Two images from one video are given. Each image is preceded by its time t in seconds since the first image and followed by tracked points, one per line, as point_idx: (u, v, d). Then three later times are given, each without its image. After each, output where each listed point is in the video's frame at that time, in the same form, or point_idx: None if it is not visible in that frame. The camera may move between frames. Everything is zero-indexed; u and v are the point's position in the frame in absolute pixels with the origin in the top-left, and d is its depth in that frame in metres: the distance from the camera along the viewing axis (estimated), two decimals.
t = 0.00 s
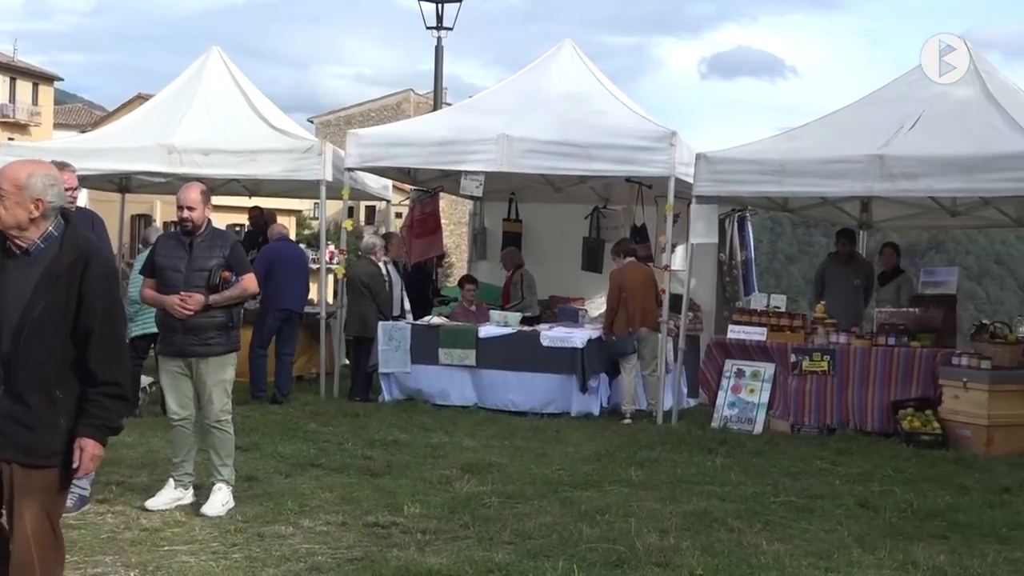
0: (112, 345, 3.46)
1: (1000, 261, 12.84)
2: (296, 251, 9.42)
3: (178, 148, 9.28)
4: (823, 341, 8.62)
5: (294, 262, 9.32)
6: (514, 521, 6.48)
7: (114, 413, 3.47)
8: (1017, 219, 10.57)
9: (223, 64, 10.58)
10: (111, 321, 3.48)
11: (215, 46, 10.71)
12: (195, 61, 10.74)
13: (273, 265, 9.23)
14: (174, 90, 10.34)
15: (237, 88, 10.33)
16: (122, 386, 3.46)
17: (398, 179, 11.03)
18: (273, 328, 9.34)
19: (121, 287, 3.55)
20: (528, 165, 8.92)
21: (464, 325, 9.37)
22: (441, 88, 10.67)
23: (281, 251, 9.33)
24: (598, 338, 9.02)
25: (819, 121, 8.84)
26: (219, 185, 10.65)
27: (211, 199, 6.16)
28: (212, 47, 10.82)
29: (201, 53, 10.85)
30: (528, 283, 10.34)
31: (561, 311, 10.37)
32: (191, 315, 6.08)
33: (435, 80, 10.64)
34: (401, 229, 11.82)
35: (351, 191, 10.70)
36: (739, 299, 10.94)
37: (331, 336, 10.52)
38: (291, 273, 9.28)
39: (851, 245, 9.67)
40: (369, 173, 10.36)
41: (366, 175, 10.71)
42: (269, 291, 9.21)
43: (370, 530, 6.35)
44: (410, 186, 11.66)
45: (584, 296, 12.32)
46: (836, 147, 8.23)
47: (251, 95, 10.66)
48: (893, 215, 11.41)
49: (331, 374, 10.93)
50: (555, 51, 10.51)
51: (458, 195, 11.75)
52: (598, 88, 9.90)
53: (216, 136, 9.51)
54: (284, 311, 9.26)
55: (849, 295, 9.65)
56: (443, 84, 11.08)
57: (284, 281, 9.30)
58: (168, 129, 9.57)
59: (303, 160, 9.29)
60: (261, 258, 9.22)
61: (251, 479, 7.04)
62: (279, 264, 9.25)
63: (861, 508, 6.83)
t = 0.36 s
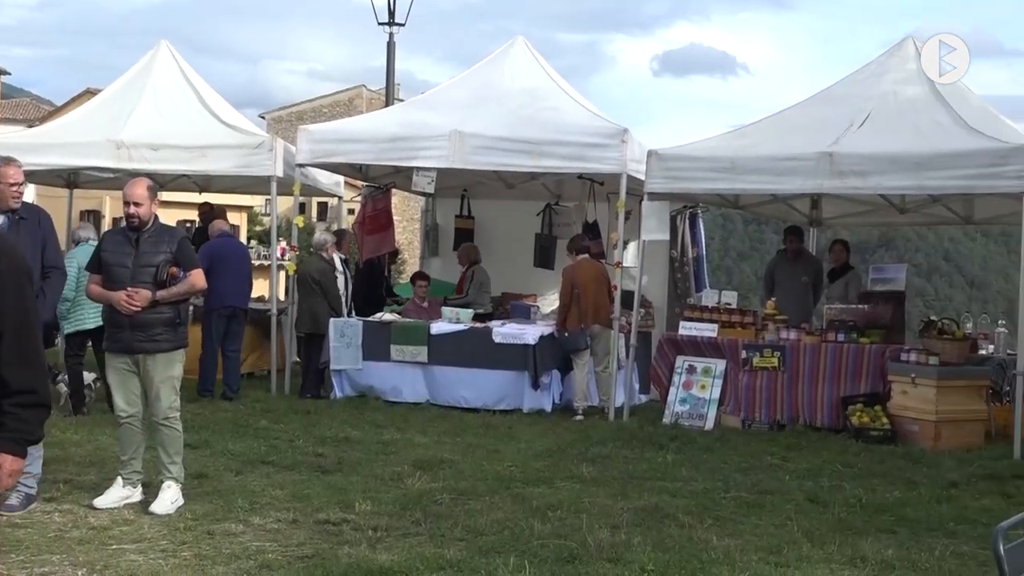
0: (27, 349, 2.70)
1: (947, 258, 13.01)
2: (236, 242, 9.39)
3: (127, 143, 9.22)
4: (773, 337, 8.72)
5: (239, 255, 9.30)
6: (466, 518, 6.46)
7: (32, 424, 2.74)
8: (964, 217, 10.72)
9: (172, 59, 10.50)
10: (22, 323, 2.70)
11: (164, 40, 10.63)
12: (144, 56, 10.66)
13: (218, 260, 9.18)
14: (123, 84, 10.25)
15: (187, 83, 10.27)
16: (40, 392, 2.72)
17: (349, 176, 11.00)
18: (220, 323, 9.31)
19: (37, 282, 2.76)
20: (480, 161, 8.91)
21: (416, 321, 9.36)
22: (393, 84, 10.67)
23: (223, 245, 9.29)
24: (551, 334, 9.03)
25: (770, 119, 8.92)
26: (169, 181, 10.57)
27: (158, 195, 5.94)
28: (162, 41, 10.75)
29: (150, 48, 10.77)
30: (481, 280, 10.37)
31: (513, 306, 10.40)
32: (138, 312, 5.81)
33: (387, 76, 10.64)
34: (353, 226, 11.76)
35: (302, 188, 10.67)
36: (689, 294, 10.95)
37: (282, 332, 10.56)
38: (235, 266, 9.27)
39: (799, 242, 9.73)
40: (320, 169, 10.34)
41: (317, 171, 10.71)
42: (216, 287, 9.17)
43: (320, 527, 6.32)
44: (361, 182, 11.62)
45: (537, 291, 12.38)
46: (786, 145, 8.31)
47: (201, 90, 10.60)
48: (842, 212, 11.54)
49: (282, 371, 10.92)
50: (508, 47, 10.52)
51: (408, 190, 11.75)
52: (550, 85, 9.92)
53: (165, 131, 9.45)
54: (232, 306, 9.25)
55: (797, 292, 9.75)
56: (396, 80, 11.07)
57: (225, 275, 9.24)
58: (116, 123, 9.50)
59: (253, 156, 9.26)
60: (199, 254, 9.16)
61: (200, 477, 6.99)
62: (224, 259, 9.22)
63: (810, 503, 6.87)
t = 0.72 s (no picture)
0: None
1: (913, 254, 13.10)
2: (194, 239, 9.36)
3: (92, 141, 9.16)
4: (741, 334, 8.75)
5: (201, 252, 9.30)
6: (435, 515, 6.45)
7: None
8: (930, 212, 10.81)
9: (138, 55, 10.44)
10: None
11: (129, 37, 10.57)
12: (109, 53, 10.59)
13: (179, 259, 9.14)
14: (88, 81, 10.19)
15: (153, 79, 10.22)
16: None
17: (317, 173, 10.98)
18: (181, 323, 9.28)
19: None
20: (448, 158, 8.92)
21: (384, 318, 9.36)
22: (360, 81, 10.66)
23: (182, 243, 9.25)
24: (520, 331, 9.04)
25: (737, 116, 8.96)
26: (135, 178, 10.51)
27: (123, 189, 5.84)
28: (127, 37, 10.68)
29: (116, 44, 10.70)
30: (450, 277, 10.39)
31: (481, 304, 10.42)
32: (103, 310, 5.75)
33: (354, 74, 10.63)
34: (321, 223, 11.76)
35: (270, 185, 10.64)
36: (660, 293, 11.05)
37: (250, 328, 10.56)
38: (196, 264, 9.25)
39: (768, 240, 9.75)
40: (287, 166, 10.33)
41: (284, 168, 10.68)
42: (180, 287, 9.13)
43: (289, 525, 6.30)
44: (329, 180, 11.69)
45: (507, 289, 12.40)
46: (752, 142, 8.36)
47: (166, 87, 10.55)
48: (808, 208, 11.62)
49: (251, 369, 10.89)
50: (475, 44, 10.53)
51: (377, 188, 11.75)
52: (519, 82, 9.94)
53: (131, 128, 9.40)
54: (195, 304, 9.25)
55: (766, 290, 9.80)
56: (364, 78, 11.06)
57: (184, 274, 9.19)
58: (82, 121, 9.44)
59: (220, 153, 9.22)
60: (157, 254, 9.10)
61: (168, 476, 6.96)
62: (186, 258, 9.18)
63: (778, 499, 6.90)
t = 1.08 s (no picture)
0: None
1: (889, 251, 13.15)
2: (164, 236, 9.37)
3: (67, 136, 9.12)
4: (718, 330, 8.78)
5: (172, 249, 9.31)
6: (412, 512, 6.44)
7: None
8: (906, 210, 10.87)
9: (114, 51, 10.40)
10: None
11: (106, 32, 10.54)
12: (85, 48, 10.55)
13: (148, 255, 9.15)
14: (63, 77, 10.15)
15: (129, 75, 10.18)
16: None
17: (294, 170, 10.96)
18: (154, 321, 9.26)
19: None
20: (424, 154, 8.92)
21: (361, 315, 9.35)
22: (337, 78, 10.64)
23: (153, 239, 9.26)
24: (496, 327, 9.05)
25: (714, 113, 8.98)
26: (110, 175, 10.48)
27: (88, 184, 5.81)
28: (104, 33, 10.64)
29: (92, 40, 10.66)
30: (427, 271, 10.38)
31: (459, 301, 10.43)
32: (73, 305, 5.72)
33: (331, 70, 10.62)
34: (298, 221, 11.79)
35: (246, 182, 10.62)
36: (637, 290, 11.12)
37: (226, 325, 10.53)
38: (166, 260, 9.26)
39: (746, 236, 9.84)
40: (264, 162, 10.30)
41: (261, 164, 10.66)
42: (151, 283, 9.13)
43: (266, 522, 6.28)
44: (305, 176, 11.67)
45: (485, 286, 12.36)
46: (728, 139, 8.39)
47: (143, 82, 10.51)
48: (785, 205, 11.66)
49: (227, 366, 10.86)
50: (453, 40, 10.52)
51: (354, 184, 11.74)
52: (496, 78, 9.95)
53: (106, 124, 9.36)
54: (167, 301, 9.23)
55: (742, 286, 9.85)
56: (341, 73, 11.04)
57: (155, 271, 9.19)
58: (57, 116, 9.40)
59: (196, 149, 9.20)
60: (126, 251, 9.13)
61: (143, 473, 6.93)
62: (155, 254, 9.19)
63: (754, 495, 6.91)
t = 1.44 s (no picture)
0: None
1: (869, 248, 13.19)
2: (144, 234, 9.33)
3: (46, 133, 9.08)
4: (699, 328, 8.77)
5: (151, 246, 9.27)
6: (392, 510, 6.44)
7: None
8: (886, 207, 10.92)
9: (93, 47, 10.36)
10: None
11: (85, 29, 10.50)
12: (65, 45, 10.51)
13: (127, 254, 9.11)
14: (42, 74, 10.11)
15: (109, 72, 10.14)
16: None
17: (274, 167, 10.93)
18: (133, 319, 9.23)
19: None
20: (405, 152, 8.92)
21: (342, 312, 9.32)
22: (317, 74, 10.62)
23: (133, 237, 9.21)
24: (477, 324, 9.03)
25: (695, 110, 9.00)
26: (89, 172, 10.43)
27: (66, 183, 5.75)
28: (83, 29, 10.60)
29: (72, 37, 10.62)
30: (408, 268, 10.36)
31: (440, 299, 10.43)
32: (51, 306, 5.69)
33: (313, 67, 10.60)
34: (279, 218, 11.76)
35: (226, 179, 10.59)
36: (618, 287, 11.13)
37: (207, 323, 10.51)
38: (146, 258, 9.22)
39: (727, 233, 9.81)
40: (244, 159, 10.27)
41: (241, 161, 10.63)
42: (130, 281, 9.10)
43: (246, 520, 6.26)
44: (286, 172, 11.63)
45: (466, 283, 12.37)
46: (709, 137, 8.41)
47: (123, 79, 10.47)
48: (766, 203, 11.69)
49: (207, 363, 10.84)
50: (435, 37, 10.51)
51: (335, 181, 11.72)
52: (478, 76, 9.95)
53: (85, 121, 9.32)
54: (145, 299, 9.19)
55: (724, 282, 9.85)
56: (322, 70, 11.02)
57: (134, 269, 9.15)
58: (36, 113, 9.36)
59: (176, 146, 9.17)
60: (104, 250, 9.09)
61: (122, 471, 6.91)
62: (135, 252, 9.15)
63: (735, 492, 6.93)
